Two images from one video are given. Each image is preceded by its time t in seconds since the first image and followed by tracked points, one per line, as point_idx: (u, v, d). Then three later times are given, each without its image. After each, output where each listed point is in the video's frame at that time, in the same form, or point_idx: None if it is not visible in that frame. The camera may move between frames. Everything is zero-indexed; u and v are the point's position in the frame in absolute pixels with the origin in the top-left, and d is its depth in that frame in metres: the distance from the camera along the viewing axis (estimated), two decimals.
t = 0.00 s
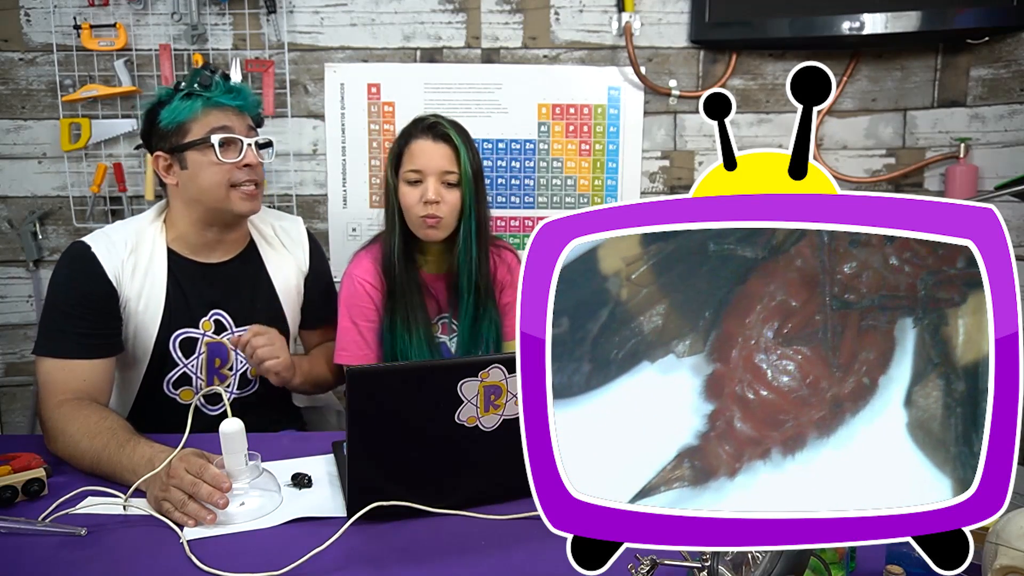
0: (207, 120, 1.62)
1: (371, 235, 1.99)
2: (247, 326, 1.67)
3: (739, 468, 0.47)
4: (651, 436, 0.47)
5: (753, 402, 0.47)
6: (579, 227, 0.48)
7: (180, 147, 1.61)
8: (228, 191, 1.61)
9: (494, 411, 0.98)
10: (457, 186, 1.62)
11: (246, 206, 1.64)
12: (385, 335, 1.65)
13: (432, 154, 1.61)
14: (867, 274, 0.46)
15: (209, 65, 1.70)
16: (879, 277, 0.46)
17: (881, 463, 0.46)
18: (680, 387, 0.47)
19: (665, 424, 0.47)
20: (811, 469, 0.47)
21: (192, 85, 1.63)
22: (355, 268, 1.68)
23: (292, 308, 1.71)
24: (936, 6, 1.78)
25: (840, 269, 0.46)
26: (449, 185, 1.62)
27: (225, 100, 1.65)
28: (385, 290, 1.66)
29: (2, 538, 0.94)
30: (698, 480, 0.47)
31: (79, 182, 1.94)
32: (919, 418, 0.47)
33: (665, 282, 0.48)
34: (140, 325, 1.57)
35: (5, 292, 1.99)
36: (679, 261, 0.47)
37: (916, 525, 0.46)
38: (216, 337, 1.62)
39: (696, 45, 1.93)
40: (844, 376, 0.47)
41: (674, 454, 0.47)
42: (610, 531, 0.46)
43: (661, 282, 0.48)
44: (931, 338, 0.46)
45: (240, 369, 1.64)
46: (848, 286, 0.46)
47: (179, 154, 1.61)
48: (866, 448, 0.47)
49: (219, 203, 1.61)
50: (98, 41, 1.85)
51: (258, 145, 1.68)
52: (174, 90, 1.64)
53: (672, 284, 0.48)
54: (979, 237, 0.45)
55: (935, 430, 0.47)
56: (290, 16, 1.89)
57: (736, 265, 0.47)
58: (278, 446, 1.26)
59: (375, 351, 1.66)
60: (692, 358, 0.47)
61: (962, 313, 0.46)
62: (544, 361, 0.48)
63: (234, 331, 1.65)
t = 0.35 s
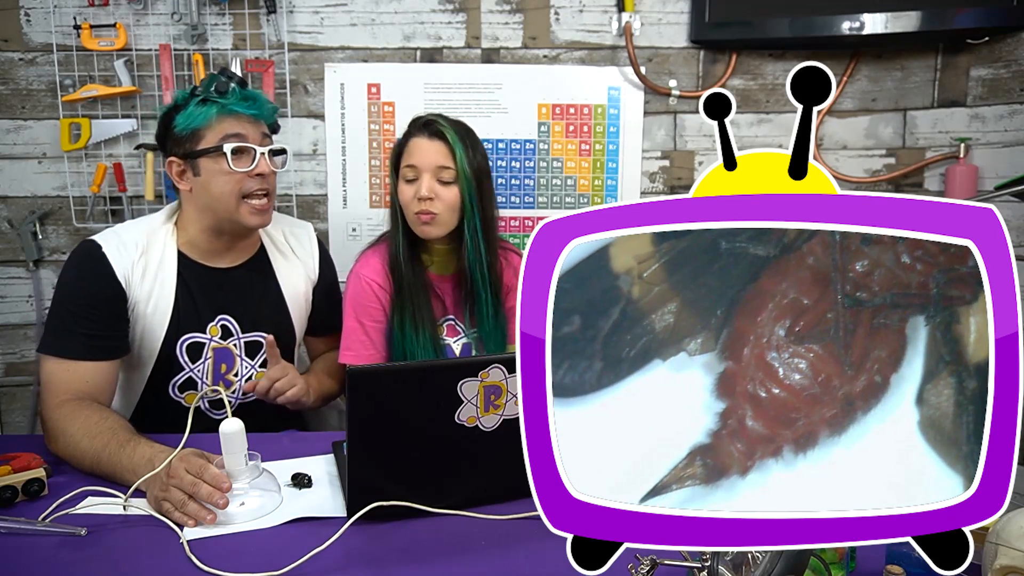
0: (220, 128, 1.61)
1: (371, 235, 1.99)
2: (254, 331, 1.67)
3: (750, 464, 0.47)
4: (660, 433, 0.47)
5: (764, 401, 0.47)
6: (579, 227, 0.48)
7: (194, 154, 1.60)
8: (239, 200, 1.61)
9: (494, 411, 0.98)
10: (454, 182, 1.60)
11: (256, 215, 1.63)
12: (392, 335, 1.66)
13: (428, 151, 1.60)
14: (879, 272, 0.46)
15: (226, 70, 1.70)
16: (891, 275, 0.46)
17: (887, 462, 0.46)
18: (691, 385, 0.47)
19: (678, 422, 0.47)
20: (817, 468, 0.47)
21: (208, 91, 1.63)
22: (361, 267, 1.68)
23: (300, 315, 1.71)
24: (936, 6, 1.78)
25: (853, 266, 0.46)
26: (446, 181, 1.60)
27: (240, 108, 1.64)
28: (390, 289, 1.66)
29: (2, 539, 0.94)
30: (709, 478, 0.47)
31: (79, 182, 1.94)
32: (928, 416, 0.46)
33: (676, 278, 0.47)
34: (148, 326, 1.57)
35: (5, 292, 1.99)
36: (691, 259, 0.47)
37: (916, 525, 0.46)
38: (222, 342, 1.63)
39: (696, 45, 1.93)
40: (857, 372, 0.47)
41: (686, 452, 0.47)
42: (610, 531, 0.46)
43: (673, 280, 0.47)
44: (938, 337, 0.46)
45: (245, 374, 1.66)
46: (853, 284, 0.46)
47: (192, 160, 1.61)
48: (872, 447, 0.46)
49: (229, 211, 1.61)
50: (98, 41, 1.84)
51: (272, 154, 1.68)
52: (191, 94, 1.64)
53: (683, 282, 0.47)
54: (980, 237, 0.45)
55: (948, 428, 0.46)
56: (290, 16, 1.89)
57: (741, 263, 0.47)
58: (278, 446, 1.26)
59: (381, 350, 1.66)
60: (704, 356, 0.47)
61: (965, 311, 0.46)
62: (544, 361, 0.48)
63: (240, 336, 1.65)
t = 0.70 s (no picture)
0: (231, 128, 1.61)
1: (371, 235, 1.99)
2: (260, 334, 1.67)
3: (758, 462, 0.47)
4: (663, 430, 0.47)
5: (772, 401, 0.47)
6: (580, 226, 0.48)
7: (205, 153, 1.60)
8: (249, 201, 1.61)
9: (494, 411, 0.98)
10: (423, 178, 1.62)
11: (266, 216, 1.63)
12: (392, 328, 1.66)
13: (402, 148, 1.64)
14: (887, 272, 0.46)
15: (240, 70, 1.70)
16: (893, 275, 0.46)
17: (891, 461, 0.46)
18: (698, 383, 0.47)
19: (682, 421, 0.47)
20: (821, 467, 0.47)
21: (221, 91, 1.64)
22: (360, 263, 1.70)
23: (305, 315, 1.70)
24: (936, 6, 1.78)
25: (862, 266, 0.46)
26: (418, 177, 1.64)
27: (252, 108, 1.64)
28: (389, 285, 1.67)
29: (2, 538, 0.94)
30: (716, 477, 0.47)
31: (79, 182, 1.94)
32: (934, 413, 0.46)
33: (683, 275, 0.47)
34: (154, 328, 1.57)
35: (5, 292, 1.99)
36: (699, 259, 0.47)
37: (916, 525, 0.46)
38: (228, 345, 1.63)
39: (696, 45, 1.93)
40: (867, 369, 0.47)
41: (692, 452, 0.47)
42: (610, 531, 0.46)
43: (681, 279, 0.47)
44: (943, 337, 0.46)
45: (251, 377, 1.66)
46: (857, 281, 0.46)
47: (203, 159, 1.61)
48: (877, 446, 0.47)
49: (238, 212, 1.61)
50: (98, 41, 1.84)
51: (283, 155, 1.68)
52: (203, 94, 1.64)
53: (691, 282, 0.47)
54: (979, 237, 0.45)
55: (953, 428, 0.46)
56: (290, 16, 1.89)
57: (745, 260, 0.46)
58: (278, 446, 1.26)
59: (381, 347, 1.65)
60: (711, 355, 0.47)
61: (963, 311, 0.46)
62: (544, 360, 0.48)
63: (246, 339, 1.65)
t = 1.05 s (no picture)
0: (233, 128, 1.61)
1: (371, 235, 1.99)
2: (260, 336, 1.67)
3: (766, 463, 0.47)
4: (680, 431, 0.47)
5: (791, 402, 0.47)
6: (580, 226, 0.48)
7: (206, 153, 1.60)
8: (250, 200, 1.61)
9: (494, 411, 0.98)
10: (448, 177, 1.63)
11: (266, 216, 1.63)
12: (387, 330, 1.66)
13: (420, 147, 1.62)
14: (895, 273, 0.46)
15: (241, 70, 1.70)
16: (896, 278, 0.46)
17: (894, 462, 0.47)
18: (708, 383, 0.47)
19: (702, 422, 0.47)
20: (825, 468, 0.47)
21: (222, 91, 1.63)
22: (357, 264, 1.69)
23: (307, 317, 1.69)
24: (936, 6, 1.78)
25: (867, 266, 0.46)
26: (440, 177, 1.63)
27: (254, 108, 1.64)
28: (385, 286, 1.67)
29: (2, 539, 0.94)
30: (734, 477, 0.47)
31: (79, 182, 1.93)
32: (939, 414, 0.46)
33: (687, 275, 0.47)
34: (156, 330, 1.57)
35: (5, 292, 1.99)
36: (711, 260, 0.47)
37: (916, 525, 0.46)
38: (229, 346, 1.63)
39: (696, 45, 1.93)
40: (879, 371, 0.46)
41: (711, 452, 0.47)
42: (611, 531, 0.47)
43: (695, 281, 0.47)
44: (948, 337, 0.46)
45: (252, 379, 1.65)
46: (860, 281, 0.46)
47: (204, 159, 1.61)
48: (882, 446, 0.47)
49: (239, 212, 1.61)
50: (98, 41, 1.84)
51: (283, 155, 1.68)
52: (205, 94, 1.64)
53: (707, 284, 0.47)
54: (980, 237, 0.45)
55: (958, 429, 0.46)
56: (290, 16, 1.89)
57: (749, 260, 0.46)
58: (278, 446, 1.26)
59: (377, 347, 1.66)
60: (729, 358, 0.47)
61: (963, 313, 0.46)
62: (545, 361, 0.48)
63: (246, 341, 1.65)
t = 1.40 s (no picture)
0: (233, 128, 1.61)
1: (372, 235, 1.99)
2: (261, 336, 1.67)
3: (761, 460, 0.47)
4: (677, 429, 0.48)
5: (789, 403, 0.47)
6: (580, 226, 0.48)
7: (207, 153, 1.60)
8: (251, 200, 1.61)
9: (494, 411, 0.98)
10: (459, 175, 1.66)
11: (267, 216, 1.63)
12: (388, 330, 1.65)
13: (432, 145, 1.64)
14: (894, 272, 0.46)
15: (241, 70, 1.70)
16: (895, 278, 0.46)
17: (892, 461, 0.47)
18: (708, 382, 0.47)
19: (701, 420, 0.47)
20: (823, 466, 0.47)
21: (222, 91, 1.63)
22: (360, 262, 1.69)
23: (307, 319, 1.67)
24: (936, 6, 1.78)
25: (867, 265, 0.46)
26: (451, 176, 1.66)
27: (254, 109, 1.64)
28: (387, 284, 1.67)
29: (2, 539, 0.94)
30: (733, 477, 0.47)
31: (79, 182, 1.93)
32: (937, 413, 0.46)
33: (687, 275, 0.47)
34: (156, 331, 1.57)
35: (5, 292, 1.99)
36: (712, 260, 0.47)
37: (916, 525, 0.46)
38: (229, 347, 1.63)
39: (696, 45, 1.93)
40: (876, 371, 0.46)
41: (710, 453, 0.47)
42: (610, 531, 0.47)
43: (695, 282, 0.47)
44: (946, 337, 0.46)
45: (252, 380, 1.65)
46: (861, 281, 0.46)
47: (204, 159, 1.61)
48: (880, 445, 0.47)
49: (240, 212, 1.61)
50: (98, 41, 1.84)
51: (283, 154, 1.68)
52: (205, 94, 1.64)
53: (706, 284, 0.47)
54: (980, 237, 0.44)
55: (957, 430, 0.46)
56: (290, 16, 1.89)
57: (749, 260, 0.46)
58: (278, 447, 1.26)
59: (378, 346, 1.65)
60: (728, 358, 0.47)
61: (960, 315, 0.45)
62: (545, 360, 0.48)
63: (247, 342, 1.65)
